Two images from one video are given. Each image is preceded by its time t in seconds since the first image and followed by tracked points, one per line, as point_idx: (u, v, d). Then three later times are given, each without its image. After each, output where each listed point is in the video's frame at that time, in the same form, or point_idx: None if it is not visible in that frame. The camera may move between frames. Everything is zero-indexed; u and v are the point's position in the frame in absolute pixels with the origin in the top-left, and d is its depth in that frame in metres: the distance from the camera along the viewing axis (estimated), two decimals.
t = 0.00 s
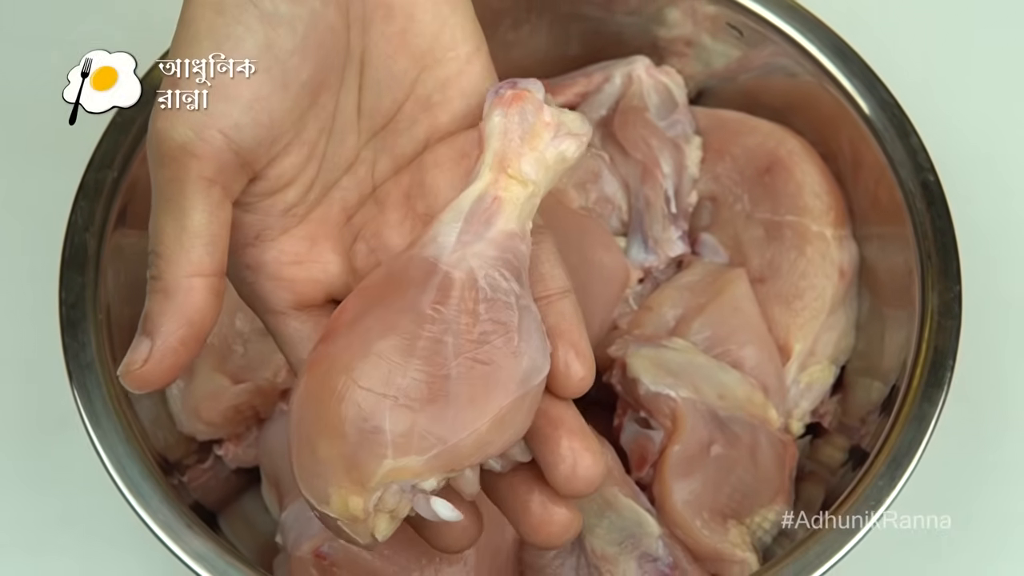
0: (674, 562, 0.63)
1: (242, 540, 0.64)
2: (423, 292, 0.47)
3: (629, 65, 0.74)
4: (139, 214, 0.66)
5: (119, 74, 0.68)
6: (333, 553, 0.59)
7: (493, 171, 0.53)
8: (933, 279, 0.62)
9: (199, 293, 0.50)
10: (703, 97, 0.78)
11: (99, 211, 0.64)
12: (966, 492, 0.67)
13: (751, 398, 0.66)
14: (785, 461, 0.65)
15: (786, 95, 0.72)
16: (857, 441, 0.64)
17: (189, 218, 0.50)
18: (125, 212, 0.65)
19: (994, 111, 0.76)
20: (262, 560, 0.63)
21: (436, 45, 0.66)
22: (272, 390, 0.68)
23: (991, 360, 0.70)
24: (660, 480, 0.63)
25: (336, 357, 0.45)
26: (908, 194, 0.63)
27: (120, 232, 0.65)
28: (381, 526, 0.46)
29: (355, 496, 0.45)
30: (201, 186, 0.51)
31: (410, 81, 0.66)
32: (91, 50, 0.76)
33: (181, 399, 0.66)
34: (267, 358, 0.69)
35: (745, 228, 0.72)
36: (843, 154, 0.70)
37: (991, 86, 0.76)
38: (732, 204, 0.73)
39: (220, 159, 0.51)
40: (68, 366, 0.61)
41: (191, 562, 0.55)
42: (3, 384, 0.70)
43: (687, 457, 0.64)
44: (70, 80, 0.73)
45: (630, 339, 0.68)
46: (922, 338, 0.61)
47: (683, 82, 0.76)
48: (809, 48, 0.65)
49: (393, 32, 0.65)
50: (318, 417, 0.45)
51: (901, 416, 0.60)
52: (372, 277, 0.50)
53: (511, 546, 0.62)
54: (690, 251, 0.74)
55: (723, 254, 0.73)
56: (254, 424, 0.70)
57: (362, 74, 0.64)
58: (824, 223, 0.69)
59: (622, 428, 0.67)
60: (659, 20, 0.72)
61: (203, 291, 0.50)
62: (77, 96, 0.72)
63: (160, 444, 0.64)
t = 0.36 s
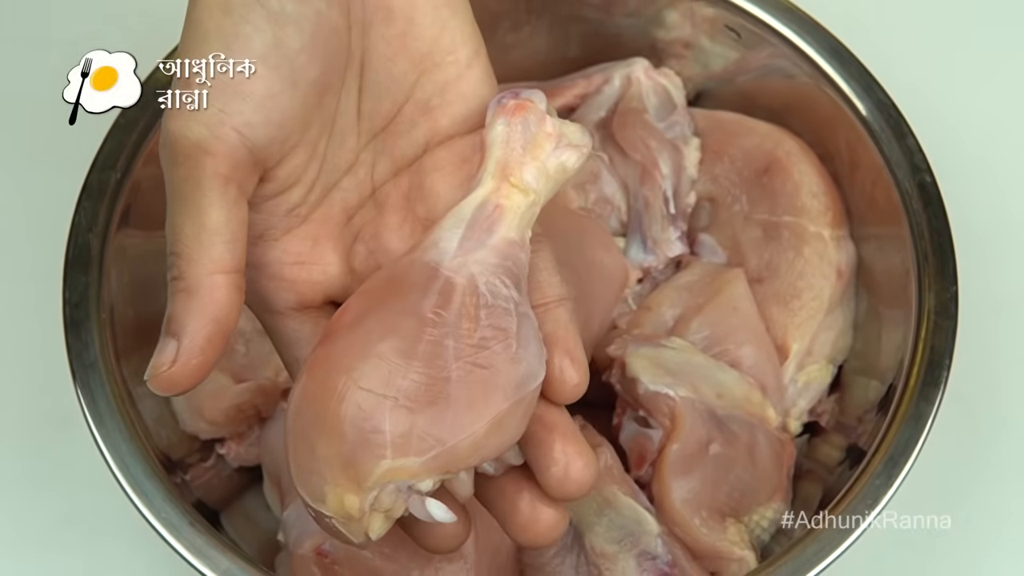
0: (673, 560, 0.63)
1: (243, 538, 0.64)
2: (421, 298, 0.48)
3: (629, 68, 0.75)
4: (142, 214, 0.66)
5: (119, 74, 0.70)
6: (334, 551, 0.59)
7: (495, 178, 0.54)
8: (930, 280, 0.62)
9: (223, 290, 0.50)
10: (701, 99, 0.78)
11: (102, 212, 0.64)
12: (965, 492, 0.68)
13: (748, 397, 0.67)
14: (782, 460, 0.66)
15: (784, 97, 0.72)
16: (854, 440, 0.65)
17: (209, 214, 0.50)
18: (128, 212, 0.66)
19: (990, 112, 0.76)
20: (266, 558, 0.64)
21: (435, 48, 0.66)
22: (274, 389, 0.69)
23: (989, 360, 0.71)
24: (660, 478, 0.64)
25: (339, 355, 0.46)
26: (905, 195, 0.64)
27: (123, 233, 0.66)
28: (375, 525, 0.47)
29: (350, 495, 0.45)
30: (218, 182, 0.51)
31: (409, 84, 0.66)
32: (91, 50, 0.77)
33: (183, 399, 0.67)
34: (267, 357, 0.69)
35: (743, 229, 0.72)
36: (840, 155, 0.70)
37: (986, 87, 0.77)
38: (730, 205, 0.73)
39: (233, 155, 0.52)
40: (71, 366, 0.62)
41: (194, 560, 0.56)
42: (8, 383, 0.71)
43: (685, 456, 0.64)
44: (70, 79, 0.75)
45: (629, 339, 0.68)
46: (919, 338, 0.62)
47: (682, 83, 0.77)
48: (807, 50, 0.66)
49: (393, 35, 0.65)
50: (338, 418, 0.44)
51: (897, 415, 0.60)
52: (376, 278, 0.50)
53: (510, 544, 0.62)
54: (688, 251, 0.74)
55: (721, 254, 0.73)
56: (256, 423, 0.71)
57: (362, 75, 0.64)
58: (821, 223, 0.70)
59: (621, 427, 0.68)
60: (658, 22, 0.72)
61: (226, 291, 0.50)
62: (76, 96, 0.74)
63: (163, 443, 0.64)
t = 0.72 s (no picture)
0: (672, 559, 0.63)
1: (244, 537, 0.65)
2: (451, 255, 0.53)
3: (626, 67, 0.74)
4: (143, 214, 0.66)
5: (118, 74, 0.74)
6: (335, 549, 0.60)
7: (502, 154, 0.58)
8: (928, 280, 0.62)
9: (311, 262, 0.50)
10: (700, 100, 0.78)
11: (104, 212, 0.65)
12: (964, 491, 0.68)
13: (748, 396, 0.67)
14: (781, 459, 0.66)
15: (783, 98, 0.72)
16: (853, 439, 0.65)
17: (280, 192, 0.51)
18: (129, 212, 0.66)
19: (989, 111, 0.77)
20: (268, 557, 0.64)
21: (439, 40, 0.67)
22: (274, 388, 0.68)
23: (987, 359, 0.71)
24: (660, 478, 0.64)
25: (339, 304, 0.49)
26: (903, 195, 0.64)
27: (125, 233, 0.66)
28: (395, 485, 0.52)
29: (371, 455, 0.48)
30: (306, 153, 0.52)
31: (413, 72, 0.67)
32: (91, 50, 0.77)
33: (185, 396, 0.68)
34: (269, 356, 0.68)
35: (743, 229, 0.73)
36: (840, 155, 0.70)
37: (984, 88, 0.77)
38: (729, 205, 0.74)
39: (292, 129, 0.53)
40: (73, 365, 0.62)
41: (196, 560, 0.56)
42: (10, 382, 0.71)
43: (684, 455, 0.65)
44: (70, 79, 0.77)
45: (629, 339, 0.68)
46: (917, 337, 0.62)
47: (681, 84, 0.77)
48: (806, 51, 0.66)
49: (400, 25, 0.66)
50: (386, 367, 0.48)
51: (896, 414, 0.61)
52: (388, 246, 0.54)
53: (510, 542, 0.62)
54: (688, 251, 0.74)
55: (721, 254, 0.73)
56: (257, 422, 0.70)
57: (369, 60, 0.64)
58: (820, 224, 0.70)
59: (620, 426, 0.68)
60: (658, 23, 0.73)
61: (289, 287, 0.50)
62: (77, 96, 0.76)
63: (164, 442, 0.65)
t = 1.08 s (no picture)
0: (671, 557, 0.63)
1: (246, 535, 0.65)
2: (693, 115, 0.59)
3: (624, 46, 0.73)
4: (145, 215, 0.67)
5: (119, 74, 0.77)
6: (335, 548, 0.60)
7: None
8: (926, 280, 0.63)
9: None
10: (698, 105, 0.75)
11: (107, 212, 0.65)
12: (963, 491, 0.69)
13: (746, 395, 0.67)
14: (779, 457, 0.67)
15: (782, 96, 0.71)
16: (851, 438, 0.65)
17: (659, 30, 0.55)
18: (132, 213, 0.67)
19: (989, 109, 0.77)
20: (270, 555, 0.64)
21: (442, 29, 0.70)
22: (277, 387, 0.69)
23: (986, 361, 0.71)
24: (660, 477, 0.65)
25: (641, 114, 0.59)
26: (901, 195, 0.64)
27: (128, 233, 0.67)
28: (720, 226, 0.61)
29: (716, 220, 0.61)
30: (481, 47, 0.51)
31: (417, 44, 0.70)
32: (92, 50, 0.78)
33: (187, 395, 0.68)
34: (270, 357, 0.70)
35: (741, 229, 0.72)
36: (838, 156, 0.70)
37: (983, 89, 0.77)
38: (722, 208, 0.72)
39: None
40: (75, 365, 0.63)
41: (199, 558, 0.57)
42: (12, 381, 0.72)
43: (683, 454, 0.65)
44: (70, 79, 0.78)
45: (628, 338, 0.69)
46: (914, 337, 0.63)
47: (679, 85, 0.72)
48: (803, 51, 0.67)
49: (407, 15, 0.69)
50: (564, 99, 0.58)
51: (894, 413, 0.61)
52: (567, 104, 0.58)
53: (509, 542, 0.62)
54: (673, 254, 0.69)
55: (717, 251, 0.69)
56: (259, 421, 0.70)
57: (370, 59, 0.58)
58: (819, 224, 0.70)
59: (618, 425, 0.68)
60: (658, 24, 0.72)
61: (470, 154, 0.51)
62: (77, 96, 0.77)
63: (166, 441, 0.65)
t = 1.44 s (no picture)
0: (669, 554, 0.64)
1: (249, 533, 0.65)
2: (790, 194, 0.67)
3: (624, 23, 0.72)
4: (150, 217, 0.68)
5: (118, 75, 0.79)
6: (337, 546, 0.61)
7: None
8: (922, 280, 0.64)
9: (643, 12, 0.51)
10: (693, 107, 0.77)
11: (112, 214, 0.66)
12: (961, 492, 0.69)
13: (744, 395, 0.68)
14: (776, 454, 0.67)
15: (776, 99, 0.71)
16: (846, 437, 0.66)
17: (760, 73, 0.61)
18: (137, 214, 0.67)
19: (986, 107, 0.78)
20: (272, 553, 0.65)
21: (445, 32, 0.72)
22: (280, 386, 0.70)
23: (984, 361, 0.72)
24: (658, 475, 0.65)
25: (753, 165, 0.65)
26: (897, 197, 0.65)
27: (133, 234, 0.67)
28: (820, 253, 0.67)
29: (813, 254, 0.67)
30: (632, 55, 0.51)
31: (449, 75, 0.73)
32: (93, 51, 0.80)
33: (191, 394, 0.69)
34: (273, 356, 0.71)
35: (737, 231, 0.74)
36: (835, 159, 0.70)
37: (981, 90, 0.78)
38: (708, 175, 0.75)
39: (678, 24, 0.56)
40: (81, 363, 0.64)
41: (202, 553, 0.58)
42: (14, 380, 0.73)
43: (681, 451, 0.66)
44: (70, 79, 0.79)
45: (627, 338, 0.69)
46: (909, 337, 0.63)
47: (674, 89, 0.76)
48: (801, 54, 0.68)
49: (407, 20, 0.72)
50: (642, 106, 0.69)
51: (889, 412, 0.62)
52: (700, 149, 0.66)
53: (509, 540, 0.63)
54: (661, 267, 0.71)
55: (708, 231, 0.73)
56: (262, 419, 0.71)
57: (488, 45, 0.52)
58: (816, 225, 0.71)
59: (617, 423, 0.68)
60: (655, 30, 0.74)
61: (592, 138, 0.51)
62: (77, 95, 0.79)
63: (170, 439, 0.66)
